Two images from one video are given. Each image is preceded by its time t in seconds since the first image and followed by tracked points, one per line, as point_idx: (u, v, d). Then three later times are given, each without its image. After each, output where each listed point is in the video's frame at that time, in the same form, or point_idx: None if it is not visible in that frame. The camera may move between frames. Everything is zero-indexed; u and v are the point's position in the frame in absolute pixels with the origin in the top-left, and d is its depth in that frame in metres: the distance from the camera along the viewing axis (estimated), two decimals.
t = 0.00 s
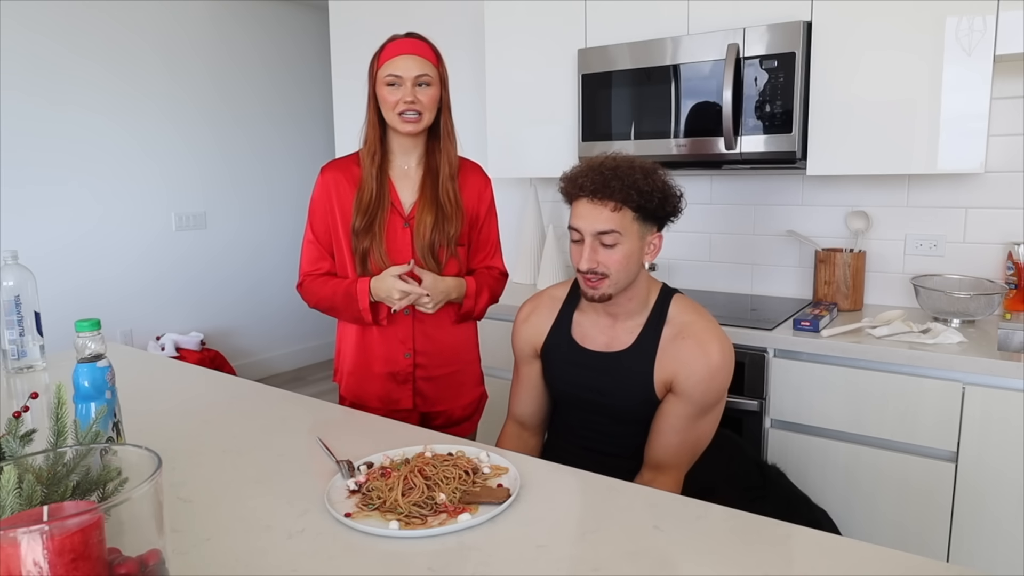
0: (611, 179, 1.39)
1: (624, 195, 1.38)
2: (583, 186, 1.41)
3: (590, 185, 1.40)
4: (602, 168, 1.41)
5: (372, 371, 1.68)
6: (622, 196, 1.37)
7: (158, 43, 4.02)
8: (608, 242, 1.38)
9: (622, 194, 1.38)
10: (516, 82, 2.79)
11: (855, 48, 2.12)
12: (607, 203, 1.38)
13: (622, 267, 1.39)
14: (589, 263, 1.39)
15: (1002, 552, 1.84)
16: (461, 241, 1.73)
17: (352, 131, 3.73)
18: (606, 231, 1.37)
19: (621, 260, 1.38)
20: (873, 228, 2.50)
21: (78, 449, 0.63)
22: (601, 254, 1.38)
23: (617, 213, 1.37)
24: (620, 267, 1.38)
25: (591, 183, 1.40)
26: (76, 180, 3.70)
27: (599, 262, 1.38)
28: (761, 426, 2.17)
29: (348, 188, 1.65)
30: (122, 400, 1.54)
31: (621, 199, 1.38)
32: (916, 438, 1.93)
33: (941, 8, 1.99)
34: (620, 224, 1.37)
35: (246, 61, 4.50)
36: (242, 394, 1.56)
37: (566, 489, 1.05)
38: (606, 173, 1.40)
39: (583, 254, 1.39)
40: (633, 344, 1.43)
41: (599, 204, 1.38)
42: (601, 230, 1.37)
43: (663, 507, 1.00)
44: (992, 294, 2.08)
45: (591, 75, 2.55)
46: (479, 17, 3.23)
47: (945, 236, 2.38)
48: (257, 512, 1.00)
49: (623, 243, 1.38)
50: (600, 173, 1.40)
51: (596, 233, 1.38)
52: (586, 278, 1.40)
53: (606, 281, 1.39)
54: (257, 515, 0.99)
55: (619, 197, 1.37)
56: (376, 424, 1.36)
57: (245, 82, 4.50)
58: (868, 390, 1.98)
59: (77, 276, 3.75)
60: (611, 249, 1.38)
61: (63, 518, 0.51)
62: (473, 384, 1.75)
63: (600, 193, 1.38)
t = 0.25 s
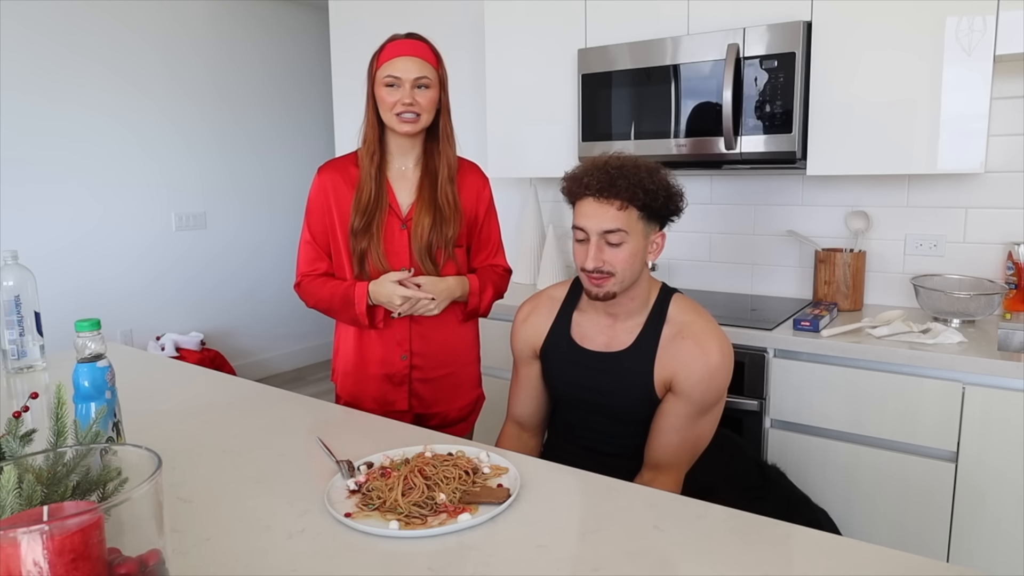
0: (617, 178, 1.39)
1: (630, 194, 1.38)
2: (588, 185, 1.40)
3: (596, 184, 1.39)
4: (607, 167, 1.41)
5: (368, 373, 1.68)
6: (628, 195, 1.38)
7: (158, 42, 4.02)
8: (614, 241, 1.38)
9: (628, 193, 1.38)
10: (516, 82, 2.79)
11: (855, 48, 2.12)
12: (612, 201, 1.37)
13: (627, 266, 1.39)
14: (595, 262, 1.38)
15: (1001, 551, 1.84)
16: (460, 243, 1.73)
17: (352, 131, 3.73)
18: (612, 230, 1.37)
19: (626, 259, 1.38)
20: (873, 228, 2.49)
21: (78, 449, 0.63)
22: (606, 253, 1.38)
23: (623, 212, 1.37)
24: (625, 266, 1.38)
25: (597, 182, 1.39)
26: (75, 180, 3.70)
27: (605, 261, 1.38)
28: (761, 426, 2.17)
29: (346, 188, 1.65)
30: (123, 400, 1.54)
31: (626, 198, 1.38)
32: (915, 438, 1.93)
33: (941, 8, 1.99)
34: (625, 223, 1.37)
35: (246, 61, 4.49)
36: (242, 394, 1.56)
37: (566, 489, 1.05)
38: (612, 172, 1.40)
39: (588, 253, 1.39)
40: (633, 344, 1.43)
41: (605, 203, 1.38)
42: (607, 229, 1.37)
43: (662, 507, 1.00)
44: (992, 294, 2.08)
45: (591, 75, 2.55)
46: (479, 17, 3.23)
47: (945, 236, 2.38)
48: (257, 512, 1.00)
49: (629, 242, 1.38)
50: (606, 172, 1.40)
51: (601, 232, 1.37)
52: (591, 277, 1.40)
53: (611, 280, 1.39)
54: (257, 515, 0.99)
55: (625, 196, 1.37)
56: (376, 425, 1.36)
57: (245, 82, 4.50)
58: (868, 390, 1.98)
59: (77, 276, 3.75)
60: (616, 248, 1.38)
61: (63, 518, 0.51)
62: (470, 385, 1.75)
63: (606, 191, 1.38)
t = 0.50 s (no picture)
0: (620, 178, 1.39)
1: (633, 194, 1.38)
2: (591, 185, 1.40)
3: (599, 184, 1.39)
4: (610, 167, 1.41)
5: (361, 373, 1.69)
6: (631, 195, 1.38)
7: (158, 42, 4.02)
8: (616, 242, 1.38)
9: (630, 193, 1.38)
10: (516, 82, 2.79)
11: (855, 48, 2.12)
12: (615, 202, 1.37)
13: (629, 266, 1.39)
14: (597, 262, 1.38)
15: (1001, 551, 1.84)
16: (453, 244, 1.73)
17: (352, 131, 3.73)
18: (614, 231, 1.37)
19: (628, 259, 1.38)
20: (873, 228, 2.50)
21: (77, 449, 0.63)
22: (608, 253, 1.38)
23: (625, 212, 1.37)
24: (627, 266, 1.38)
25: (600, 182, 1.39)
26: (76, 180, 3.70)
27: (607, 262, 1.38)
28: (761, 426, 2.17)
29: (339, 189, 1.64)
30: (123, 400, 1.54)
31: (629, 198, 1.37)
32: (915, 438, 1.93)
33: (941, 8, 1.99)
34: (628, 223, 1.37)
35: (246, 61, 4.50)
36: (242, 394, 1.56)
37: (566, 489, 1.05)
38: (615, 172, 1.40)
39: (591, 253, 1.39)
40: (632, 346, 1.43)
41: (607, 203, 1.37)
42: (609, 230, 1.37)
43: (662, 507, 1.00)
44: (992, 294, 2.08)
45: (591, 76, 2.55)
46: (479, 17, 3.23)
47: (945, 236, 2.38)
48: (256, 512, 1.00)
49: (631, 243, 1.39)
50: (609, 172, 1.40)
51: (604, 232, 1.37)
52: (593, 277, 1.39)
53: (613, 280, 1.39)
54: (257, 515, 0.99)
55: (628, 196, 1.37)
56: (375, 425, 1.36)
57: (245, 82, 4.50)
58: (868, 390, 1.98)
59: (77, 276, 3.75)
60: (618, 249, 1.38)
61: (63, 518, 0.51)
62: (463, 387, 1.75)
63: (609, 191, 1.38)
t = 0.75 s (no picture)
0: (620, 180, 1.39)
1: (633, 196, 1.38)
2: (591, 187, 1.40)
3: (599, 186, 1.39)
4: (609, 169, 1.41)
5: (356, 370, 1.70)
6: (631, 197, 1.38)
7: (158, 42, 4.02)
8: (616, 243, 1.38)
9: (631, 195, 1.38)
10: (516, 82, 2.79)
11: (855, 48, 2.12)
12: (616, 203, 1.37)
13: (630, 267, 1.39)
14: (597, 264, 1.38)
15: (1001, 551, 1.84)
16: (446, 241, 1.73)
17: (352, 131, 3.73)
18: (613, 232, 1.37)
19: (629, 261, 1.38)
20: (873, 228, 2.50)
21: (77, 449, 0.63)
22: (609, 255, 1.38)
23: (626, 214, 1.37)
24: (628, 268, 1.38)
25: (600, 183, 1.39)
26: (76, 180, 3.70)
27: (607, 264, 1.38)
28: (761, 426, 2.17)
29: (332, 189, 1.67)
30: (123, 400, 1.55)
31: (629, 200, 1.37)
32: (915, 438, 1.93)
33: (941, 8, 1.99)
34: (628, 225, 1.37)
35: (246, 61, 4.50)
36: (242, 394, 1.56)
37: (566, 489, 1.05)
38: (615, 173, 1.40)
39: (591, 255, 1.39)
40: (631, 347, 1.43)
41: (607, 205, 1.38)
42: (610, 232, 1.37)
43: (662, 507, 1.00)
44: (992, 294, 2.08)
45: (591, 75, 2.55)
46: (479, 17, 3.23)
47: (945, 236, 2.38)
48: (256, 512, 1.00)
49: (631, 244, 1.39)
50: (609, 174, 1.40)
51: (604, 234, 1.37)
52: (593, 279, 1.39)
53: (614, 282, 1.39)
54: (257, 515, 0.99)
55: (628, 197, 1.37)
56: (375, 425, 1.36)
57: (245, 82, 4.50)
58: (868, 390, 1.98)
59: (77, 276, 3.75)
60: (619, 250, 1.38)
61: (63, 518, 0.51)
62: (458, 384, 1.75)
63: (610, 194, 1.38)
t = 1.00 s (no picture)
0: (623, 180, 1.38)
1: (637, 196, 1.38)
2: (594, 186, 1.40)
3: (603, 185, 1.39)
4: (613, 168, 1.41)
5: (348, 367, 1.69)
6: (635, 197, 1.38)
7: (157, 42, 4.02)
8: (620, 243, 1.38)
9: (634, 195, 1.38)
10: (516, 82, 2.79)
11: (855, 47, 2.12)
12: (619, 203, 1.37)
13: (632, 267, 1.39)
14: (600, 263, 1.38)
15: (1002, 552, 1.84)
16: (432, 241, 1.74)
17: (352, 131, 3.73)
18: (616, 232, 1.37)
19: (632, 261, 1.38)
20: (873, 228, 2.49)
21: (78, 449, 0.63)
22: (611, 254, 1.38)
23: (629, 214, 1.37)
24: (630, 268, 1.38)
25: (604, 183, 1.39)
26: (76, 180, 3.71)
27: (610, 263, 1.38)
28: (761, 426, 2.17)
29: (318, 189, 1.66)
30: (123, 400, 1.55)
31: (632, 200, 1.38)
32: (916, 438, 1.93)
33: (941, 8, 1.99)
34: (631, 224, 1.37)
35: (246, 61, 4.50)
36: (242, 394, 1.56)
37: (565, 489, 1.06)
38: (618, 173, 1.39)
39: (594, 254, 1.39)
40: (633, 348, 1.43)
41: (610, 205, 1.38)
42: (613, 231, 1.37)
43: (662, 506, 1.00)
44: (992, 294, 2.08)
45: (591, 75, 2.55)
46: (479, 17, 3.23)
47: (945, 236, 2.38)
48: (256, 512, 1.00)
49: (635, 244, 1.39)
50: (613, 173, 1.39)
51: (607, 234, 1.38)
52: (596, 277, 1.39)
53: (616, 281, 1.38)
54: (257, 515, 0.99)
55: (632, 197, 1.37)
56: (375, 424, 1.37)
57: (245, 82, 4.50)
58: (868, 390, 1.98)
59: (77, 275, 3.75)
60: (622, 250, 1.38)
61: (63, 518, 0.51)
62: (448, 378, 1.76)
63: (613, 193, 1.38)
